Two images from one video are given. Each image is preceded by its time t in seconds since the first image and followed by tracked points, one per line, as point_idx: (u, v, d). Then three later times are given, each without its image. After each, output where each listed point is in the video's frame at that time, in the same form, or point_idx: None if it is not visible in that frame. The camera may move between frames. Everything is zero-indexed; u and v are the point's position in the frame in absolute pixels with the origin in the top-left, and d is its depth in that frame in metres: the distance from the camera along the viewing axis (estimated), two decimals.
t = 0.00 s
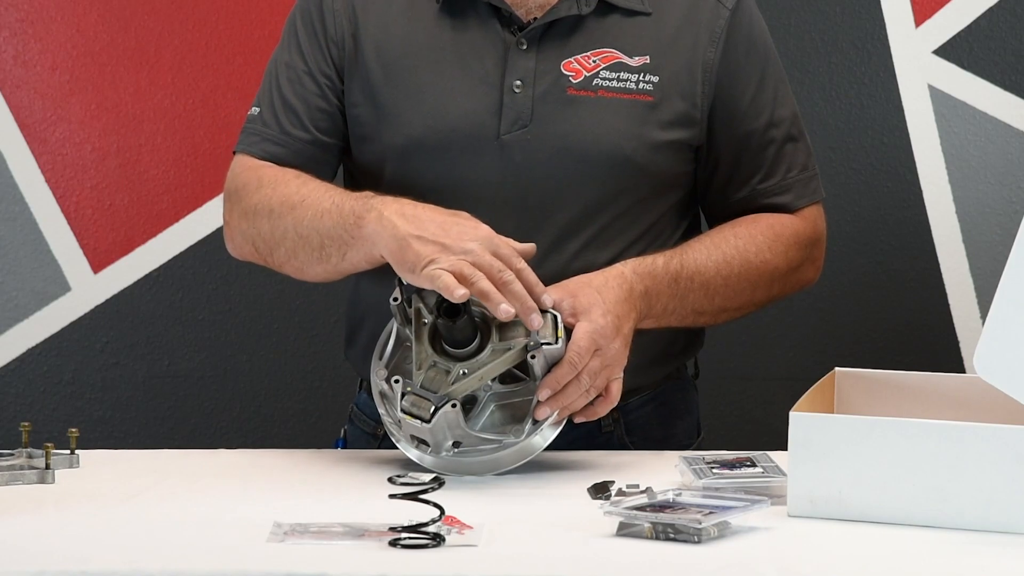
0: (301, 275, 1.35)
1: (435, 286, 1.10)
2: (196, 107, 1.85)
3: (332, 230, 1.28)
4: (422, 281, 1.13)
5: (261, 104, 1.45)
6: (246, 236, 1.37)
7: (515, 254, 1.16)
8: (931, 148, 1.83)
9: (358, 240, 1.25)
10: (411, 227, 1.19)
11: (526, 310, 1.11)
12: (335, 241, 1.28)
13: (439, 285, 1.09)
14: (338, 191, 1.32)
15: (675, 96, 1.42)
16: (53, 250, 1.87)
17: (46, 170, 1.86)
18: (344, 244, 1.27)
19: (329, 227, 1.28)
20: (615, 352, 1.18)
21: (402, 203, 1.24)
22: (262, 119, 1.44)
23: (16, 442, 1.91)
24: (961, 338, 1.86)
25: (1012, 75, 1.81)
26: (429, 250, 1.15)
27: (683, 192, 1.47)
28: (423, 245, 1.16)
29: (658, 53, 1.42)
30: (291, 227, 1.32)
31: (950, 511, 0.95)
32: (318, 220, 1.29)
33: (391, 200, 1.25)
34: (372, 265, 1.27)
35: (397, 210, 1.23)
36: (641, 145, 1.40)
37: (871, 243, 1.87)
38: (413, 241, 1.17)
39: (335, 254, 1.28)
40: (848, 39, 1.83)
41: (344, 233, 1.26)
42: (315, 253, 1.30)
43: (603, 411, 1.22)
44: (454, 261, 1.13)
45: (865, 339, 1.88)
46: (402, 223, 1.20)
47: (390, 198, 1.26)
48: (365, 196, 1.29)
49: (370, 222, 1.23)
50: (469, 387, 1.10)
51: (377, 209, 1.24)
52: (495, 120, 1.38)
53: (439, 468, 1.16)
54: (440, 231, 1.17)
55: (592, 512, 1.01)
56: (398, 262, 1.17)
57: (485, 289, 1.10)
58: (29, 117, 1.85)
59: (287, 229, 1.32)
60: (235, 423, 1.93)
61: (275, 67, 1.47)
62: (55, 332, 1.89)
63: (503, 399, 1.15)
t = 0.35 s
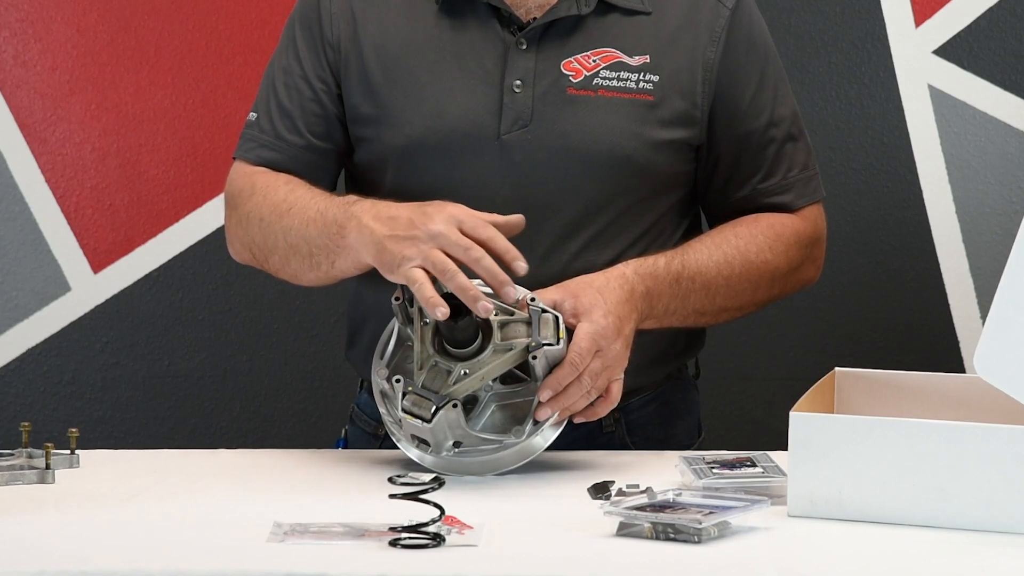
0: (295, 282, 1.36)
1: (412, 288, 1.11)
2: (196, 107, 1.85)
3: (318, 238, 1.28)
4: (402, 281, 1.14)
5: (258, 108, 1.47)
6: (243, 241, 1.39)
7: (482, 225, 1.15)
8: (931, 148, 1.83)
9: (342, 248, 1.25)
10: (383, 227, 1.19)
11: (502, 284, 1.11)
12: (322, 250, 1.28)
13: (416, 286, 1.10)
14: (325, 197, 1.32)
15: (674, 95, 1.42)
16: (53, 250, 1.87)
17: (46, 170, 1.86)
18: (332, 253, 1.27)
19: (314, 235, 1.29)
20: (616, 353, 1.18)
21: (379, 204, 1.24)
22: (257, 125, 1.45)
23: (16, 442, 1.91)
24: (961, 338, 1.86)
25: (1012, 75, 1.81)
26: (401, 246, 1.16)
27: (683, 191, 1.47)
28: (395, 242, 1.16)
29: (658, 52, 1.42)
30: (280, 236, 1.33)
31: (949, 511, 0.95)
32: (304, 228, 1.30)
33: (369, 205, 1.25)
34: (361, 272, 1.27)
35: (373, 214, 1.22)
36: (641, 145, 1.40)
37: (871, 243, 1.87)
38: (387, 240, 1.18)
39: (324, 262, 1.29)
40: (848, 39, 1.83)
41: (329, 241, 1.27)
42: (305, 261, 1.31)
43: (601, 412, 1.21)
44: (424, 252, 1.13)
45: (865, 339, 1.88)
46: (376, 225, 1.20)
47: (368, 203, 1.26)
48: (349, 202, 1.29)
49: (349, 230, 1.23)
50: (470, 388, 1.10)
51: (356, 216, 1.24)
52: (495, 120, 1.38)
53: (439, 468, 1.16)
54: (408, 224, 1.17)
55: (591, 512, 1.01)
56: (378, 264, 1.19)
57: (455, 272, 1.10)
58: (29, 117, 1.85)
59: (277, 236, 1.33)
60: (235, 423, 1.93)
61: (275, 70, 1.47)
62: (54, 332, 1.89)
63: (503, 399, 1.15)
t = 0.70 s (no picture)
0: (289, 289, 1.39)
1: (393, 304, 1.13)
2: (196, 107, 1.85)
3: (305, 252, 1.29)
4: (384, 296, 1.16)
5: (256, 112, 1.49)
6: (241, 247, 1.41)
7: (446, 227, 1.15)
8: (931, 148, 1.83)
9: (328, 263, 1.26)
10: (360, 242, 1.20)
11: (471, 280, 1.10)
12: (311, 264, 1.29)
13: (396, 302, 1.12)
14: (314, 211, 1.33)
15: (674, 95, 1.42)
16: (53, 250, 1.87)
17: (46, 170, 1.86)
18: (320, 267, 1.28)
19: (303, 249, 1.30)
20: (616, 354, 1.18)
21: (357, 216, 1.24)
22: (252, 131, 1.47)
23: (17, 442, 1.91)
24: (961, 338, 1.85)
25: (1012, 75, 1.81)
26: (376, 262, 1.17)
27: (684, 191, 1.47)
28: (372, 258, 1.18)
29: (658, 52, 1.42)
30: (271, 248, 1.34)
31: (950, 511, 0.95)
32: (292, 242, 1.31)
33: (348, 219, 1.25)
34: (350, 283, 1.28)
35: (352, 230, 1.22)
36: (641, 144, 1.40)
37: (871, 243, 1.87)
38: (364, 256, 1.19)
39: (315, 275, 1.30)
40: (847, 39, 1.83)
41: (316, 256, 1.28)
42: (296, 273, 1.32)
43: (597, 412, 1.21)
44: (396, 264, 1.14)
45: (865, 339, 1.88)
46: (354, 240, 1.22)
47: (350, 216, 1.25)
48: (335, 214, 1.29)
49: (332, 247, 1.24)
50: (470, 388, 1.10)
51: (337, 232, 1.25)
52: (495, 120, 1.38)
53: (439, 469, 1.16)
54: (381, 237, 1.18)
55: (591, 512, 1.01)
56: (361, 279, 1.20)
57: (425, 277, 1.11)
58: (29, 117, 1.85)
59: (269, 247, 1.35)
60: (235, 423, 1.93)
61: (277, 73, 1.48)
62: (55, 332, 1.89)
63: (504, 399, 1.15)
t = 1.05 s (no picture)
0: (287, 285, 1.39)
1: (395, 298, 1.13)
2: (196, 107, 1.85)
3: (304, 246, 1.30)
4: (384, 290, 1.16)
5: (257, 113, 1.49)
6: (240, 243, 1.41)
7: (455, 226, 1.16)
8: (931, 148, 1.83)
9: (328, 256, 1.27)
10: (363, 237, 1.21)
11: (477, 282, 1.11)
12: (310, 258, 1.30)
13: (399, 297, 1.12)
14: (312, 206, 1.33)
15: (675, 94, 1.42)
16: (53, 250, 1.87)
17: (46, 170, 1.86)
18: (318, 260, 1.29)
19: (301, 242, 1.30)
20: (616, 354, 1.18)
21: (358, 211, 1.25)
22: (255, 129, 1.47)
23: (17, 442, 1.91)
24: (960, 338, 1.85)
25: (1012, 76, 1.81)
26: (380, 256, 1.18)
27: (686, 190, 1.47)
28: (374, 253, 1.18)
29: (659, 51, 1.42)
30: (271, 242, 1.35)
31: (950, 511, 0.95)
32: (291, 237, 1.32)
33: (349, 214, 1.26)
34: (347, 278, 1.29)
35: (353, 224, 1.23)
36: (642, 143, 1.40)
37: (871, 243, 1.87)
38: (366, 250, 1.19)
39: (314, 269, 1.30)
40: (848, 39, 1.83)
41: (314, 249, 1.28)
42: (294, 267, 1.33)
43: (598, 412, 1.21)
44: (400, 260, 1.15)
45: (865, 339, 1.88)
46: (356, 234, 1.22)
47: (351, 211, 1.26)
48: (335, 209, 1.29)
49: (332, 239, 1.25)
50: (470, 388, 1.10)
51: (337, 225, 1.25)
52: (495, 119, 1.38)
53: (440, 468, 1.16)
54: (384, 233, 1.18)
55: (591, 512, 1.01)
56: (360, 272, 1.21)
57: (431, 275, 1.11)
58: (29, 117, 1.85)
59: (268, 241, 1.35)
60: (235, 423, 1.93)
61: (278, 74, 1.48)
62: (54, 333, 1.89)
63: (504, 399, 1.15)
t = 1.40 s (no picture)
0: (274, 269, 1.39)
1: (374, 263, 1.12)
2: (196, 107, 1.85)
3: (282, 221, 1.30)
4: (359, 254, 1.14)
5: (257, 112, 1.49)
6: (230, 232, 1.43)
7: (424, 186, 1.09)
8: (931, 148, 1.83)
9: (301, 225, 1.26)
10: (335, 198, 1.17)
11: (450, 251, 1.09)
12: (288, 232, 1.30)
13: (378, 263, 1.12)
14: (290, 182, 1.33)
15: (675, 87, 1.42)
16: (53, 250, 1.87)
17: (46, 170, 1.86)
18: (293, 233, 1.29)
19: (277, 216, 1.31)
20: (616, 354, 1.18)
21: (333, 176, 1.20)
22: (248, 130, 1.49)
23: (17, 442, 1.91)
24: (960, 338, 1.85)
25: (1011, 75, 1.81)
26: (351, 218, 1.14)
27: (688, 185, 1.47)
28: (347, 214, 1.14)
29: (659, 44, 1.42)
30: (254, 221, 1.36)
31: (951, 511, 0.95)
32: (271, 213, 1.32)
33: (320, 180, 1.23)
34: (324, 250, 1.28)
35: (326, 185, 1.20)
36: (642, 136, 1.40)
37: (871, 243, 1.87)
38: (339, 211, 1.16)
39: (293, 244, 1.31)
40: (847, 39, 1.83)
41: (288, 221, 1.29)
42: (275, 245, 1.34)
43: (598, 412, 1.21)
44: (375, 222, 1.11)
45: (865, 339, 1.88)
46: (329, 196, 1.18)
47: (321, 179, 1.24)
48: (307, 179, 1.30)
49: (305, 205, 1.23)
50: (470, 388, 1.10)
51: (308, 192, 1.23)
52: (496, 115, 1.39)
53: (440, 469, 1.16)
54: (357, 193, 1.14)
55: (591, 512, 1.01)
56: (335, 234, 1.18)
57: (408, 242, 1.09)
58: (29, 117, 1.85)
59: (251, 222, 1.37)
60: (235, 423, 1.93)
61: (278, 74, 1.49)
62: (54, 333, 1.89)
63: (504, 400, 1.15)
